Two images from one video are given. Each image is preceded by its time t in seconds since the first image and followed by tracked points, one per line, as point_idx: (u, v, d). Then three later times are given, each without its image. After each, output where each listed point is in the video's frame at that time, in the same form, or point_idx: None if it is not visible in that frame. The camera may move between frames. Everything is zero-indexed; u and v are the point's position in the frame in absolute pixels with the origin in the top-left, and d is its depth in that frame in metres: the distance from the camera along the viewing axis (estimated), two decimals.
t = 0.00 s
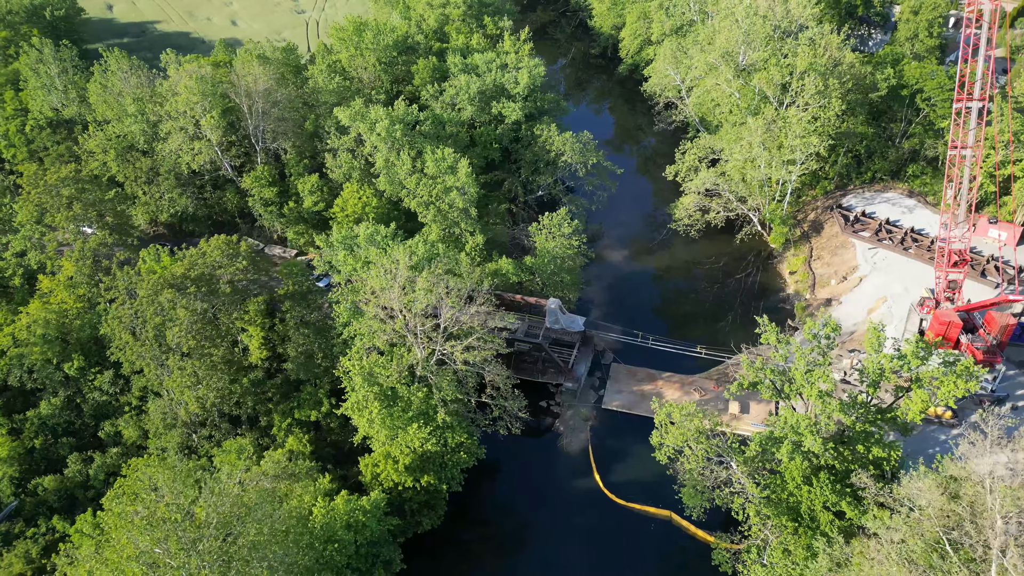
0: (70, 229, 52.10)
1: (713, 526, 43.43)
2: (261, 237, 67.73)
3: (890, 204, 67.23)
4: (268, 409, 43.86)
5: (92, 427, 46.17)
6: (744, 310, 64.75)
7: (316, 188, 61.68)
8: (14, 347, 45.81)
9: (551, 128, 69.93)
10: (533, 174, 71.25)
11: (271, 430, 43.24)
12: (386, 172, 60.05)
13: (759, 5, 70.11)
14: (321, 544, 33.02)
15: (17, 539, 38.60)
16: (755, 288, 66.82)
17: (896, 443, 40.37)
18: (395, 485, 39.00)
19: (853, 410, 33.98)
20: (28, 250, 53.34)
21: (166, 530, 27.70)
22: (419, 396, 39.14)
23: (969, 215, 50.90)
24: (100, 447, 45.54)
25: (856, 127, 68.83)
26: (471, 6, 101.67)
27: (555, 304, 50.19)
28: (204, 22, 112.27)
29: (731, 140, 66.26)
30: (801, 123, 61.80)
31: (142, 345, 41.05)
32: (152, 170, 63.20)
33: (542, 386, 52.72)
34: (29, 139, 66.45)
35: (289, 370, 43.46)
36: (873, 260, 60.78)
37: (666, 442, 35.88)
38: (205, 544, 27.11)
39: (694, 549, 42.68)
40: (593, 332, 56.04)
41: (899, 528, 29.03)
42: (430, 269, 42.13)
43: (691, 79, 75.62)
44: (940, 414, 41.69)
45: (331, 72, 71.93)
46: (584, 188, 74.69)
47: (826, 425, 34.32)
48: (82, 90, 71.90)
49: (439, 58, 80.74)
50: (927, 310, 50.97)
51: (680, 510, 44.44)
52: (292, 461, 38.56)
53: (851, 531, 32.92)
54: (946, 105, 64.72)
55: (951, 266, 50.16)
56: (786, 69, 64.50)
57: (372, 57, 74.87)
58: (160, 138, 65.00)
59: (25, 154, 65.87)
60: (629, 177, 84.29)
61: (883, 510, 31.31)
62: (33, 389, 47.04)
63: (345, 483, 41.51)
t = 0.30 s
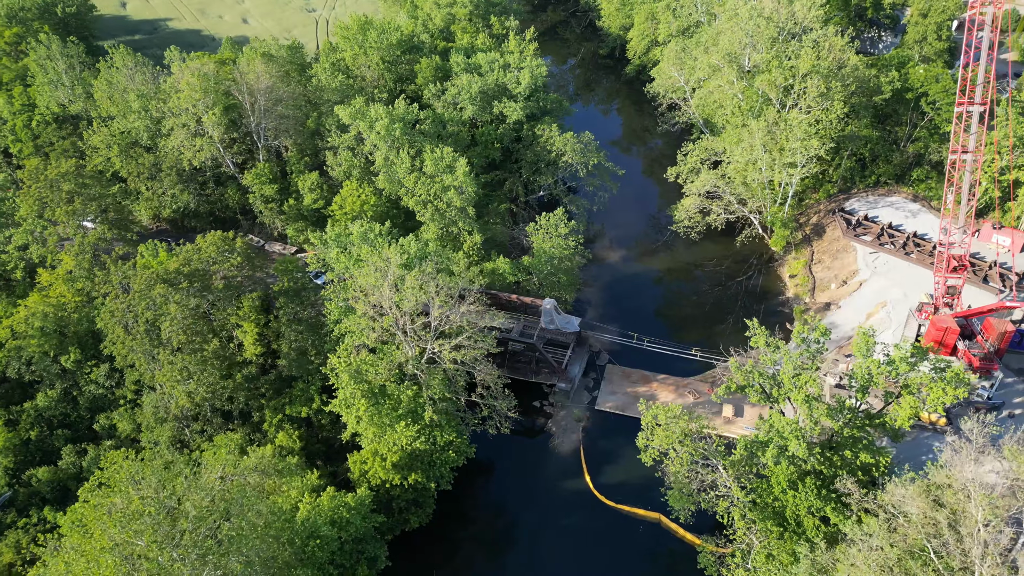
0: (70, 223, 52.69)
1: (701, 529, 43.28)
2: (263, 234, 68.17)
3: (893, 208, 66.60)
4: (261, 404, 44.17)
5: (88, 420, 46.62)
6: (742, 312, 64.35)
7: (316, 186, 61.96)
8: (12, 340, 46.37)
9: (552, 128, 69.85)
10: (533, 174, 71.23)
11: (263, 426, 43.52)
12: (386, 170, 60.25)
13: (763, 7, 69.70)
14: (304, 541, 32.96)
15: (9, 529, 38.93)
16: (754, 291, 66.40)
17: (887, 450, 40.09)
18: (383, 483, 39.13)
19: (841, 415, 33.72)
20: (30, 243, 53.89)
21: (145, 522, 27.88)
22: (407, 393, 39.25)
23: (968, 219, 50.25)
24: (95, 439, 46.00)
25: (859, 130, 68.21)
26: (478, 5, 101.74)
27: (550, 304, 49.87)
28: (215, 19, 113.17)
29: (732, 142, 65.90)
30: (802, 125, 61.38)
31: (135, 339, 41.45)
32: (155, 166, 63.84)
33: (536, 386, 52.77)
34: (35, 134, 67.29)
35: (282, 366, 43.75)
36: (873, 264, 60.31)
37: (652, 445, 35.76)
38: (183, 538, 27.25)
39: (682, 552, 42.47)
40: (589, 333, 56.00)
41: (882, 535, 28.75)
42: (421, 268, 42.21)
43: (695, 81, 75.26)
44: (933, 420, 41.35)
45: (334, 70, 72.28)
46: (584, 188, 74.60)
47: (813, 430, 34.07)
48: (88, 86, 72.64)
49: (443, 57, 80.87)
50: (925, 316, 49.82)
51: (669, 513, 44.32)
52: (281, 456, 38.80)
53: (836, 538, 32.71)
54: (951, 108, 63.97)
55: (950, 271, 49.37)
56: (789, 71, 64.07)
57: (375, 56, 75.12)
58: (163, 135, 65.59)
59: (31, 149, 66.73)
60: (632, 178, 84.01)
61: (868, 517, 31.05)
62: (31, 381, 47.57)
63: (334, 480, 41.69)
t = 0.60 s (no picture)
0: (69, 218, 53.28)
1: (690, 532, 43.08)
2: (264, 231, 68.58)
3: (896, 212, 65.86)
4: (253, 400, 44.47)
5: (83, 413, 47.02)
6: (740, 315, 63.97)
7: (316, 183, 62.24)
8: (11, 332, 47.00)
9: (553, 129, 69.74)
10: (534, 174, 71.18)
11: (254, 421, 43.78)
12: (384, 169, 60.45)
13: (767, 8, 69.24)
14: (286, 537, 33.03)
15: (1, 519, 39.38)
16: (754, 294, 65.93)
17: (879, 458, 39.76)
18: (371, 481, 39.24)
19: (827, 419, 33.63)
20: (32, 237, 54.58)
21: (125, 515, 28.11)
22: (395, 391, 39.32)
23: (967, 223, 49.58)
24: (90, 432, 46.48)
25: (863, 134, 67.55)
26: (484, 5, 101.87)
27: (545, 304, 49.84)
28: (227, 18, 114.07)
29: (733, 144, 65.54)
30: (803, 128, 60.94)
31: (127, 333, 41.83)
32: (158, 162, 64.49)
33: (530, 386, 52.76)
34: (41, 129, 68.24)
35: (274, 362, 43.99)
36: (873, 269, 59.78)
37: (637, 446, 35.41)
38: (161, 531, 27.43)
39: (670, 555, 42.30)
40: (584, 334, 55.88)
41: (863, 541, 28.56)
42: (412, 267, 42.25)
43: (698, 82, 74.88)
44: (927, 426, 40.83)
45: (338, 69, 72.63)
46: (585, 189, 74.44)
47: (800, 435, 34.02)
48: (95, 83, 73.54)
49: (447, 57, 81.00)
50: (922, 322, 49.34)
51: (658, 516, 44.16)
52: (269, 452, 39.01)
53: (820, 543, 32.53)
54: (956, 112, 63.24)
55: (948, 276, 49.03)
56: (791, 74, 63.61)
57: (379, 55, 75.40)
58: (166, 131, 66.23)
59: (38, 144, 67.63)
60: (633, 179, 83.74)
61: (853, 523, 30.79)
62: (30, 373, 48.12)
63: (323, 477, 41.89)
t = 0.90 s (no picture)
0: (69, 213, 53.86)
1: (678, 536, 42.90)
2: (265, 227, 68.98)
3: (900, 217, 65.24)
4: (246, 395, 44.74)
5: (80, 406, 47.53)
6: (739, 318, 63.61)
7: (316, 181, 62.55)
8: (10, 325, 47.63)
9: (555, 129, 69.62)
10: (535, 174, 71.16)
11: (247, 416, 44.02)
12: (384, 168, 60.63)
13: (772, 10, 68.72)
14: (270, 532, 33.23)
15: None
16: (753, 297, 65.51)
17: (871, 464, 39.62)
18: (358, 478, 39.37)
19: (814, 424, 33.43)
20: (35, 231, 55.31)
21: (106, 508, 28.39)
22: (384, 388, 39.43)
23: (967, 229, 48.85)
24: (86, 425, 46.98)
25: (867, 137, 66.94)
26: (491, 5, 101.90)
27: (540, 305, 49.68)
28: (238, 16, 114.86)
29: (735, 147, 65.15)
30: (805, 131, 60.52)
31: (119, 327, 42.33)
32: (161, 159, 65.14)
33: (524, 386, 52.76)
34: (48, 125, 69.12)
35: (267, 358, 44.24)
36: (874, 274, 59.26)
37: (623, 449, 35.21)
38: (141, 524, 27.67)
39: (657, 558, 42.16)
40: (580, 335, 55.81)
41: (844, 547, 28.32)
42: (404, 265, 42.34)
43: (702, 84, 74.47)
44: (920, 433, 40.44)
45: (341, 67, 72.91)
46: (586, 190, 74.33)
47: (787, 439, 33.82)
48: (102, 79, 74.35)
49: (451, 56, 81.06)
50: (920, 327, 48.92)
51: (647, 518, 44.02)
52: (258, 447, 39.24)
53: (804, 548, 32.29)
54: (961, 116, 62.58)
55: (947, 282, 48.32)
56: (794, 76, 63.17)
57: (383, 54, 75.61)
58: (170, 128, 66.84)
59: (44, 139, 68.52)
60: (635, 180, 83.54)
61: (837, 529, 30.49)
62: (30, 365, 48.67)
63: (313, 473, 42.10)
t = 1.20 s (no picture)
0: (72, 208, 54.54)
1: (667, 538, 42.84)
2: (267, 224, 69.39)
3: (904, 222, 64.61)
4: (241, 391, 45.02)
5: (78, 398, 48.11)
6: (737, 321, 63.28)
7: (317, 179, 62.89)
8: (11, 317, 48.30)
9: (557, 129, 69.54)
10: (536, 174, 71.05)
11: (239, 411, 44.26)
12: (384, 166, 60.86)
13: (776, 12, 68.34)
14: (254, 527, 33.41)
15: None
16: (752, 302, 65.00)
17: (862, 471, 38.78)
18: (347, 474, 39.52)
19: (800, 429, 33.29)
20: (38, 225, 56.04)
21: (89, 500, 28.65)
22: (374, 386, 39.56)
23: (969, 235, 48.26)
24: (83, 417, 47.50)
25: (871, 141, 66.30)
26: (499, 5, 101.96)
27: (537, 305, 49.80)
28: (251, 14, 115.73)
29: (737, 149, 64.76)
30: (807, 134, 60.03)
31: (113, 320, 42.46)
32: (165, 155, 65.78)
33: (518, 386, 52.83)
34: (56, 121, 70.12)
35: (262, 354, 44.52)
36: (875, 278, 58.82)
37: (608, 450, 35.02)
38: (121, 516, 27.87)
39: (645, 561, 42.14)
40: (576, 336, 55.69)
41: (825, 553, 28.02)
42: (396, 264, 42.43)
43: (706, 85, 74.12)
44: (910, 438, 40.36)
45: (345, 66, 73.23)
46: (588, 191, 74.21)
47: (775, 444, 33.70)
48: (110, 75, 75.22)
49: (456, 55, 81.16)
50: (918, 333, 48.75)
51: (635, 520, 44.01)
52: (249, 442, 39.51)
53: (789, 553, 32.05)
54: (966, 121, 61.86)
55: (946, 288, 47.81)
56: (797, 78, 62.62)
57: (387, 53, 75.88)
58: (174, 124, 67.50)
59: (52, 135, 69.43)
60: (638, 182, 83.22)
61: (821, 534, 30.31)
62: (29, 358, 49.32)
63: (303, 469, 42.33)
